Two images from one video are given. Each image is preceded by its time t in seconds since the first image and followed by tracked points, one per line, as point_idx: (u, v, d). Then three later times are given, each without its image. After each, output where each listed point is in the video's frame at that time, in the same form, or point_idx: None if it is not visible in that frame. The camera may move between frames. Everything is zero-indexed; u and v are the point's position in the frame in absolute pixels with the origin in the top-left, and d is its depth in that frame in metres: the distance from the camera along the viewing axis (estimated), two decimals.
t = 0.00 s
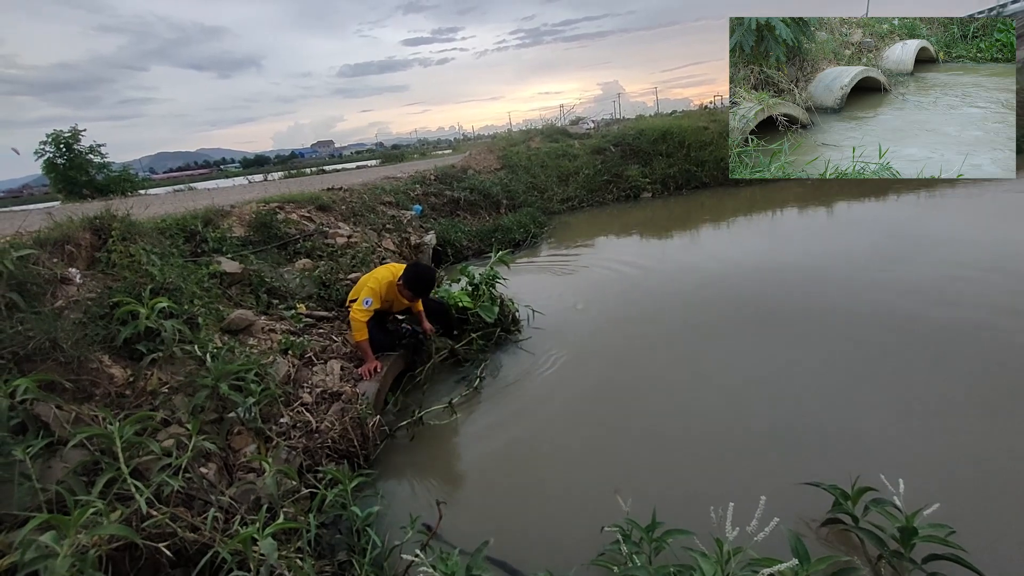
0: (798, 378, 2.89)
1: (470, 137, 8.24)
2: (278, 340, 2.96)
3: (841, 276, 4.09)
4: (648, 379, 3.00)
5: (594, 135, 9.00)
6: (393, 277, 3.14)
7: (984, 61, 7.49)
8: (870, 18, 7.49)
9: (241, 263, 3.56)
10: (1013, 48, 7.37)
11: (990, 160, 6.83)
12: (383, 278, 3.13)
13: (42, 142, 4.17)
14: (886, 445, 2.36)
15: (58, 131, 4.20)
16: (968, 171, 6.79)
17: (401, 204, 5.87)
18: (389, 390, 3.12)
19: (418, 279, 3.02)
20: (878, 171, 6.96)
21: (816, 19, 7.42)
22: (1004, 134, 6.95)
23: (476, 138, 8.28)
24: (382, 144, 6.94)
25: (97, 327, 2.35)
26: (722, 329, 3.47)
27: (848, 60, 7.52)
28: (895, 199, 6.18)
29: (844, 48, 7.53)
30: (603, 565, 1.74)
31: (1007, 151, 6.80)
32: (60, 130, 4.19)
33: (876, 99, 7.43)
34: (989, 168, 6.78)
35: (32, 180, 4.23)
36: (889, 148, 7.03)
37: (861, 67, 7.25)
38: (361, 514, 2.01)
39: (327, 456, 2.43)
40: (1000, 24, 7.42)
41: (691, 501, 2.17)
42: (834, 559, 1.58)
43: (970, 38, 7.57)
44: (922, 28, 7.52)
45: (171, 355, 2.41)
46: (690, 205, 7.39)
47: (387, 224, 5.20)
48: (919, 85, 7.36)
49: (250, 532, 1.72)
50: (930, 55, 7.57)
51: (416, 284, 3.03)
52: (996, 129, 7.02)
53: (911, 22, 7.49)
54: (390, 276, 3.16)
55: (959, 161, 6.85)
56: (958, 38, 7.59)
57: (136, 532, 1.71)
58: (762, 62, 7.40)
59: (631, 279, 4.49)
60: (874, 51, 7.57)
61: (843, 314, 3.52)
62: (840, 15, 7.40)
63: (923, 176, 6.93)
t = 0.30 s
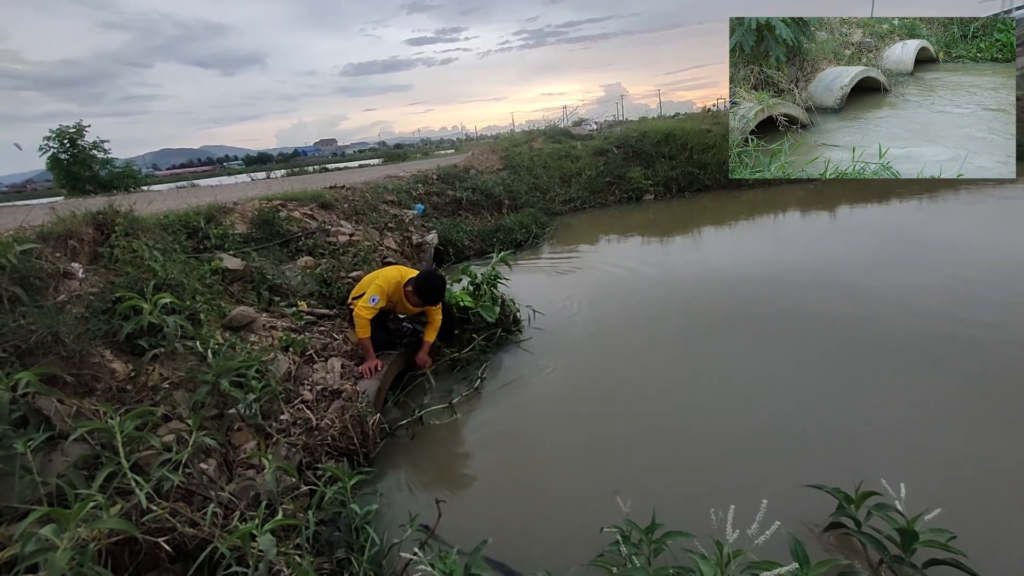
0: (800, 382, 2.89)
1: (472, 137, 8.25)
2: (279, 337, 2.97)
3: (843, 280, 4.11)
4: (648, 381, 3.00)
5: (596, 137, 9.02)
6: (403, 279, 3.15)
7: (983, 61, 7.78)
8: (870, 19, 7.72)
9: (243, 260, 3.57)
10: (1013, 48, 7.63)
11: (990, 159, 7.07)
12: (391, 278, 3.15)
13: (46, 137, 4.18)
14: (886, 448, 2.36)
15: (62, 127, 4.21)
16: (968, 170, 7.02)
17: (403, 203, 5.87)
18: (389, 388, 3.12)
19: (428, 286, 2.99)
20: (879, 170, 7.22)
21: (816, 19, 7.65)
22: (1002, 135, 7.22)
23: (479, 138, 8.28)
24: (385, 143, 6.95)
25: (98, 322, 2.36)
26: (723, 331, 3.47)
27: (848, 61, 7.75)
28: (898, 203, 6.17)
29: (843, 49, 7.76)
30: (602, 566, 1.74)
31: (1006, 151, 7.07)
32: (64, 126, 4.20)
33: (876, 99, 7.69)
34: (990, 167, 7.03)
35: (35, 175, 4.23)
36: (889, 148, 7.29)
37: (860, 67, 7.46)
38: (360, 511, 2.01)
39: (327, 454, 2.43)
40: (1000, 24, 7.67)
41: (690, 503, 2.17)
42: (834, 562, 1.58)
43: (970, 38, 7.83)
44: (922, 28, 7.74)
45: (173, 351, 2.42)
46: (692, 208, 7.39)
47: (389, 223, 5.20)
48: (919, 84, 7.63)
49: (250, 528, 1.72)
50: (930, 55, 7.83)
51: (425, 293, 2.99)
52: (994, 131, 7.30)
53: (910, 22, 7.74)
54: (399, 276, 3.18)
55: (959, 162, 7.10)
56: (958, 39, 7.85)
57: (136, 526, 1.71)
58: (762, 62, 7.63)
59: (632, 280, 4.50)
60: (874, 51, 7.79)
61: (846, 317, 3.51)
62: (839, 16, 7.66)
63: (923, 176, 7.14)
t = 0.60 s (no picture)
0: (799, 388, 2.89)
1: (476, 139, 8.26)
2: (279, 334, 2.97)
3: (843, 285, 4.13)
4: (647, 384, 3.00)
5: (600, 140, 9.05)
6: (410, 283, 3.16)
7: (984, 61, 7.90)
8: (870, 19, 7.78)
9: (245, 257, 3.57)
10: (1013, 48, 7.81)
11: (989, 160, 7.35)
12: (397, 281, 3.16)
13: (50, 130, 4.20)
14: (885, 456, 2.36)
15: (66, 121, 4.22)
16: (968, 169, 7.34)
17: (406, 203, 5.88)
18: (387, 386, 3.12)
19: (435, 292, 3.00)
20: (878, 172, 7.53)
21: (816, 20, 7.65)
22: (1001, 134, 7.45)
23: (482, 139, 8.30)
24: (388, 143, 6.98)
25: (99, 315, 2.36)
26: (723, 336, 3.47)
27: (848, 60, 7.76)
28: (901, 211, 6.18)
29: (843, 48, 7.77)
30: (599, 569, 1.73)
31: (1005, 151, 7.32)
32: (69, 120, 4.22)
33: (876, 99, 7.69)
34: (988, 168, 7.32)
35: (40, 168, 4.24)
36: (890, 148, 7.46)
37: (861, 67, 7.46)
38: (357, 510, 2.01)
39: (325, 451, 2.43)
40: (1000, 24, 7.81)
41: (688, 508, 2.16)
42: (832, 570, 1.58)
43: (971, 37, 7.93)
44: (922, 28, 7.84)
45: (173, 346, 2.42)
46: (695, 212, 7.39)
47: (391, 222, 5.21)
48: (920, 84, 7.67)
49: (247, 524, 1.72)
50: (930, 55, 7.92)
51: (431, 298, 3.00)
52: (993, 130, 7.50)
53: (910, 23, 7.82)
54: (405, 280, 3.19)
55: (958, 162, 7.38)
56: (958, 39, 7.94)
57: (133, 520, 1.71)
58: (762, 62, 7.57)
59: (633, 283, 4.51)
60: (874, 51, 7.85)
61: (847, 325, 3.52)
62: (839, 16, 7.69)
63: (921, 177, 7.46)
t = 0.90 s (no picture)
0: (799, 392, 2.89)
1: (479, 140, 8.28)
2: (280, 333, 2.98)
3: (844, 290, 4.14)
4: (648, 387, 3.00)
5: (603, 142, 9.06)
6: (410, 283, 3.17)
7: (984, 61, 7.94)
8: (870, 19, 7.81)
9: (247, 255, 3.58)
10: (1013, 48, 7.83)
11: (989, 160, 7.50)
12: (398, 280, 3.17)
13: (56, 127, 4.22)
14: (885, 462, 2.36)
15: (72, 118, 4.24)
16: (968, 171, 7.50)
17: (409, 203, 5.90)
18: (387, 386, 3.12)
19: (435, 291, 3.00)
20: (878, 172, 7.63)
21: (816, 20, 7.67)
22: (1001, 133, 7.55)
23: (486, 140, 8.31)
24: (391, 143, 7.00)
25: (103, 311, 2.37)
26: (725, 340, 3.47)
27: (848, 60, 7.80)
28: (904, 217, 6.18)
29: (843, 48, 7.82)
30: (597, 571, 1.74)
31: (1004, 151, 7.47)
32: (74, 116, 4.24)
33: (876, 99, 7.74)
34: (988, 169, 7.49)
35: (46, 164, 4.25)
36: (889, 148, 7.57)
37: (861, 67, 7.53)
38: (356, 508, 2.02)
39: (325, 450, 2.44)
40: (1000, 24, 7.86)
41: (687, 511, 2.16)
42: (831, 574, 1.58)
43: (971, 37, 7.98)
44: (922, 28, 7.90)
45: (176, 343, 2.43)
46: (698, 216, 7.38)
47: (394, 222, 5.22)
48: (919, 83, 7.74)
49: (246, 521, 1.73)
50: (930, 55, 7.97)
51: (431, 298, 3.01)
52: (992, 130, 7.60)
53: (910, 22, 7.86)
54: (406, 279, 3.20)
55: (958, 163, 7.54)
56: (958, 39, 7.99)
57: (133, 516, 1.71)
58: (762, 62, 7.60)
59: (635, 285, 4.52)
60: (874, 51, 7.89)
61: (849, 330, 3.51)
62: (839, 16, 7.71)
63: (922, 177, 7.60)
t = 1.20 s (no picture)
0: (799, 397, 2.89)
1: (481, 141, 8.29)
2: (280, 331, 2.98)
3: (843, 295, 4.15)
4: (648, 390, 3.01)
5: (605, 145, 9.07)
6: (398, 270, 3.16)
7: (984, 61, 7.99)
8: (870, 19, 7.84)
9: (248, 252, 3.58)
10: (1013, 48, 7.89)
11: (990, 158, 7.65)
12: (388, 271, 3.16)
13: (59, 122, 4.23)
14: (883, 467, 2.36)
15: (75, 113, 4.25)
16: (968, 171, 7.66)
17: (410, 203, 5.90)
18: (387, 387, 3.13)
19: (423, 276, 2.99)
20: (879, 172, 7.70)
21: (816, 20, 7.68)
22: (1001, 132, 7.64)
23: (487, 142, 8.33)
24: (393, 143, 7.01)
25: (102, 306, 2.37)
26: (724, 343, 3.47)
27: (848, 60, 7.82)
28: (906, 223, 6.18)
29: (843, 48, 7.84)
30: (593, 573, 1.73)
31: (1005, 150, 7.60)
32: (77, 112, 4.24)
33: (876, 99, 7.73)
34: (988, 168, 7.65)
35: (48, 159, 4.25)
36: (889, 148, 7.65)
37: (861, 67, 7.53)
38: (354, 508, 2.01)
39: (323, 449, 2.44)
40: (1000, 24, 7.96)
41: (685, 515, 2.16)
42: None
43: (971, 37, 8.03)
44: (922, 28, 7.91)
45: (175, 339, 2.43)
46: (700, 220, 7.39)
47: (394, 222, 5.23)
48: (919, 84, 7.75)
49: (243, 519, 1.72)
50: (930, 55, 7.96)
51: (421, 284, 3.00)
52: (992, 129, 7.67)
53: (910, 23, 7.89)
54: (395, 267, 3.19)
55: (960, 163, 7.69)
56: (958, 39, 8.04)
57: (130, 512, 1.71)
58: (762, 62, 7.64)
59: (635, 288, 4.52)
60: (874, 51, 7.91)
61: (848, 335, 3.52)
62: (839, 16, 7.74)
63: (923, 177, 7.70)
